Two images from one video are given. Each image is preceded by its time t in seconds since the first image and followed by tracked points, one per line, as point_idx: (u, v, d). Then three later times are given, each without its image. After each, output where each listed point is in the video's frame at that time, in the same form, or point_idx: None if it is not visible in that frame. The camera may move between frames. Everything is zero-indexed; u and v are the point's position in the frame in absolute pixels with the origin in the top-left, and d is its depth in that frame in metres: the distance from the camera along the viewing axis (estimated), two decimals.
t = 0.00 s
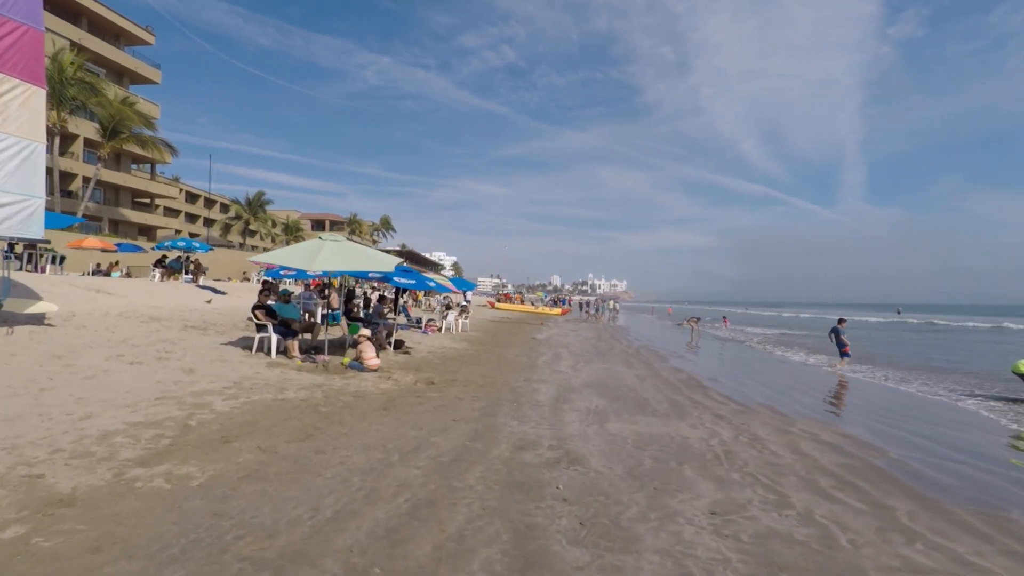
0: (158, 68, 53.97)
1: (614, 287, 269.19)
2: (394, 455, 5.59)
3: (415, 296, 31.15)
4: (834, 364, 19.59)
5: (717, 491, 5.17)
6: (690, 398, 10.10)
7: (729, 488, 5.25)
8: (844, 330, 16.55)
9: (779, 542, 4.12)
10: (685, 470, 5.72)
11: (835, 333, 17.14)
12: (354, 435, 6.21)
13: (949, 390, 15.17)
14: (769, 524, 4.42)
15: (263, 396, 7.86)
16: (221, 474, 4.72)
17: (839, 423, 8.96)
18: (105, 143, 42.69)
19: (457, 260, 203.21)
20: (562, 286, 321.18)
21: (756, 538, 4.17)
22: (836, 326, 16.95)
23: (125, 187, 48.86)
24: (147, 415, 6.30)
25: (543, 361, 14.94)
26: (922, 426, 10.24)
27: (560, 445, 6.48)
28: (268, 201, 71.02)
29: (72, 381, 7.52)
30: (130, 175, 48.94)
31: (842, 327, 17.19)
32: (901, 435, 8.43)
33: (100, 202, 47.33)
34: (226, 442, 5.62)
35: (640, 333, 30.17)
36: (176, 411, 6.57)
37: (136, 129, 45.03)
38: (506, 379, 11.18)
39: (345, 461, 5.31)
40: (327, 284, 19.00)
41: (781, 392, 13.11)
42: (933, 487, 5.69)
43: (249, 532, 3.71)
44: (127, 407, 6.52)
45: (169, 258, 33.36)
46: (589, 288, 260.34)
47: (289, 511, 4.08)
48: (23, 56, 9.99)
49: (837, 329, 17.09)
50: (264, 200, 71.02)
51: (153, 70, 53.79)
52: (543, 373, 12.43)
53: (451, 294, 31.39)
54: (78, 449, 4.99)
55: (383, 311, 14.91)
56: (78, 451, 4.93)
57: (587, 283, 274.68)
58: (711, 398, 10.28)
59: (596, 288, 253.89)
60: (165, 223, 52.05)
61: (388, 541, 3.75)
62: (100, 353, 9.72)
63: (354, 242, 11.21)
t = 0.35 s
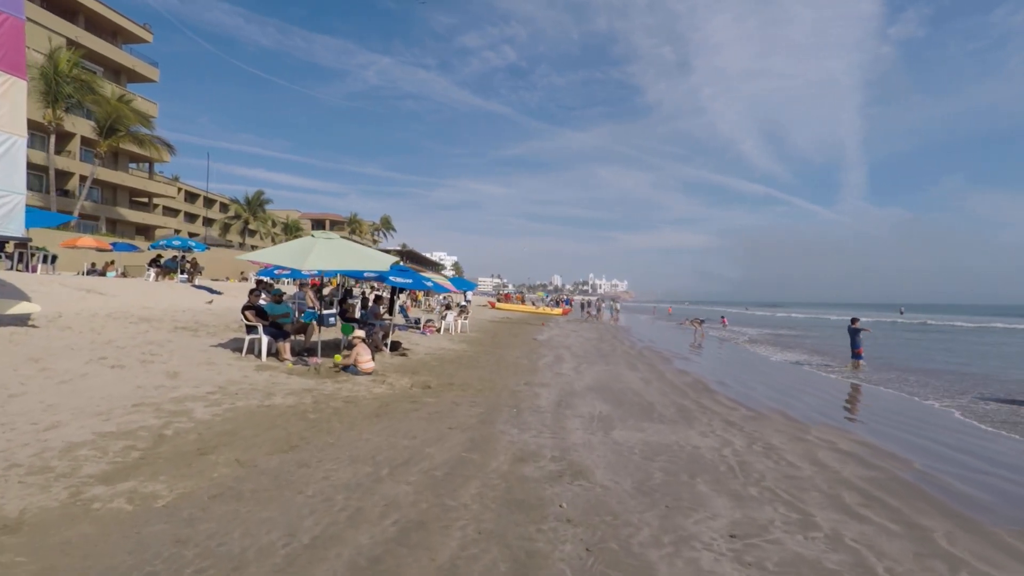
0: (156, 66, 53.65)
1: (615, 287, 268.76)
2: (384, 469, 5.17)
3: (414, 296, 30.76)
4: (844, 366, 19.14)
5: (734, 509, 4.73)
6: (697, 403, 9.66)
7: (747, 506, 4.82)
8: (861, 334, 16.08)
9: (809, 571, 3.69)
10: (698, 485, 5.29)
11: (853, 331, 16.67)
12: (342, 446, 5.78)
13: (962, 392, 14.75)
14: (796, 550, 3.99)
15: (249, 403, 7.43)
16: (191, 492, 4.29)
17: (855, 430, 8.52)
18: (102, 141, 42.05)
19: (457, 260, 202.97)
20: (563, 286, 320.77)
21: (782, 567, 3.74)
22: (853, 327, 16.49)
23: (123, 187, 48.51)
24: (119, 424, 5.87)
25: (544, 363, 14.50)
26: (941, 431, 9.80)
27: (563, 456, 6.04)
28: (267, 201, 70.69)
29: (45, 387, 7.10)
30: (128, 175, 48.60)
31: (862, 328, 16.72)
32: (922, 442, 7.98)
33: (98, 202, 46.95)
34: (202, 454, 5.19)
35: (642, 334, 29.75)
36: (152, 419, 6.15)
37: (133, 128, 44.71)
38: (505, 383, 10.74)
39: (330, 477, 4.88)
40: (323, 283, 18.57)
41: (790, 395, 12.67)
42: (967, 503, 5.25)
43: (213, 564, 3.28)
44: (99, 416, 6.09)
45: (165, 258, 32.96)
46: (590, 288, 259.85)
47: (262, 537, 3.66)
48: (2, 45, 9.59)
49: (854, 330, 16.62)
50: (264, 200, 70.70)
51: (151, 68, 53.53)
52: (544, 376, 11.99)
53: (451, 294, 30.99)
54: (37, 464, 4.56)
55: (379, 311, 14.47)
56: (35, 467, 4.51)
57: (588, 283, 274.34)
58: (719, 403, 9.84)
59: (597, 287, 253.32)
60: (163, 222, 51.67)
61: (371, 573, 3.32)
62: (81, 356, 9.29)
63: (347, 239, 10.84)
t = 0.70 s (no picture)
0: (152, 65, 53.18)
1: (615, 287, 268.55)
2: (368, 484, 4.74)
3: (413, 296, 30.38)
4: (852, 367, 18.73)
5: (751, 529, 4.32)
6: (704, 408, 9.24)
7: (765, 525, 4.40)
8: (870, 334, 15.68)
9: None
10: (710, 501, 4.87)
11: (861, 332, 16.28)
12: (325, 458, 5.36)
13: (974, 395, 14.31)
14: None
15: (230, 409, 7.00)
16: (150, 513, 3.87)
17: (871, 436, 8.10)
18: (96, 140, 41.53)
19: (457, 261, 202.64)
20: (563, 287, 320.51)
21: None
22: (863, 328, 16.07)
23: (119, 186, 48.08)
24: (86, 434, 5.46)
25: (544, 365, 14.06)
26: (958, 437, 9.38)
27: (563, 467, 5.63)
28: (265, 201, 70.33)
29: (13, 392, 6.69)
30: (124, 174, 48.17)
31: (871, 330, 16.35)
32: (942, 450, 7.54)
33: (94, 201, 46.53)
34: (170, 468, 4.77)
35: (643, 334, 29.33)
36: (123, 428, 5.74)
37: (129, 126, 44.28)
38: (503, 386, 10.32)
39: (308, 493, 4.46)
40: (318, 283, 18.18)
41: (798, 398, 12.23)
42: (1002, 520, 4.83)
43: None
44: (64, 424, 5.67)
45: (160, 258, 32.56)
46: (590, 288, 259.46)
47: (223, 568, 3.24)
48: None
49: (864, 330, 16.21)
50: (262, 200, 70.34)
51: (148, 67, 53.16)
52: (543, 379, 11.55)
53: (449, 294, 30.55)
54: None
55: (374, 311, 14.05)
56: None
57: (588, 284, 274.03)
58: (727, 407, 9.40)
59: (597, 288, 252.90)
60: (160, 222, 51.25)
61: None
62: (58, 358, 8.87)
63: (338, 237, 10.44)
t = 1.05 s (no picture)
0: (148, 63, 52.63)
1: (615, 287, 268.30)
2: (344, 505, 4.29)
3: (409, 296, 29.93)
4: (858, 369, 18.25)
5: (770, 558, 3.87)
6: (710, 414, 8.79)
7: (785, 553, 3.95)
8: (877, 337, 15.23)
9: None
10: (722, 524, 4.42)
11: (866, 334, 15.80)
12: (299, 474, 4.89)
13: (986, 398, 13.86)
14: None
15: (204, 417, 6.54)
16: (91, 544, 3.41)
17: (887, 445, 7.66)
18: (90, 137, 40.69)
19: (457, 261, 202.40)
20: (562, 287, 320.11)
21: None
22: (869, 330, 15.60)
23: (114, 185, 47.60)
24: (39, 448, 4.99)
25: (542, 368, 13.60)
26: (976, 444, 8.92)
27: (561, 483, 5.17)
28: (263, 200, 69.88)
29: None
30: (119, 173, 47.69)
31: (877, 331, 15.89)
32: (964, 460, 7.09)
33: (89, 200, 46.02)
34: (125, 487, 4.31)
35: (644, 335, 28.88)
36: (82, 440, 5.28)
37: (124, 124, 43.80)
38: (499, 391, 9.87)
39: (276, 517, 4.01)
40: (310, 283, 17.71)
41: (805, 402, 11.79)
42: None
43: None
44: (17, 436, 5.20)
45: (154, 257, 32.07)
46: (590, 288, 259.06)
47: None
48: None
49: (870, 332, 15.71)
50: (260, 199, 69.89)
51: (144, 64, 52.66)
52: (541, 383, 11.09)
53: (446, 294, 30.08)
54: None
55: (366, 312, 13.57)
56: None
57: (588, 284, 273.72)
58: (733, 414, 8.95)
59: (597, 288, 252.50)
60: (156, 221, 50.78)
61: None
62: (28, 362, 8.39)
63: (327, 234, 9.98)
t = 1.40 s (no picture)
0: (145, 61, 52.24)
1: (615, 287, 268.00)
2: (330, 528, 3.88)
3: (409, 296, 29.53)
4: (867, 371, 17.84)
5: None
6: (722, 420, 8.40)
7: None
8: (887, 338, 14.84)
9: None
10: (747, 548, 4.01)
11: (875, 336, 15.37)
12: (282, 492, 4.48)
13: (1002, 401, 13.44)
14: None
15: (185, 426, 6.12)
16: None
17: (910, 454, 7.26)
18: (86, 135, 40.19)
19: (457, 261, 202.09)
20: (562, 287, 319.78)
21: None
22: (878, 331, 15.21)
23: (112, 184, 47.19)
24: None
25: (543, 370, 13.19)
26: (1000, 452, 8.51)
27: (568, 501, 4.76)
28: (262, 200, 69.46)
29: None
30: (116, 172, 47.28)
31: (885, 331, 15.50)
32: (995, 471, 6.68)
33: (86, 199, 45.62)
34: (86, 508, 3.89)
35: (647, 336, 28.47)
36: (48, 454, 4.86)
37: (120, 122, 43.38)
38: (500, 395, 9.44)
39: (252, 543, 3.60)
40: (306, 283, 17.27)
41: (817, 406, 11.38)
42: None
43: None
44: None
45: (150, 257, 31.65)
46: (590, 288, 258.62)
47: None
48: None
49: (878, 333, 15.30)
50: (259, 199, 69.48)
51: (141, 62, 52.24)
52: (543, 387, 10.68)
53: (446, 294, 29.66)
54: None
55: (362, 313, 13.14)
56: None
57: (588, 284, 273.40)
58: (746, 420, 8.55)
59: (598, 287, 251.96)
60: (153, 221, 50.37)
61: None
62: (5, 366, 7.97)
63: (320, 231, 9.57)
